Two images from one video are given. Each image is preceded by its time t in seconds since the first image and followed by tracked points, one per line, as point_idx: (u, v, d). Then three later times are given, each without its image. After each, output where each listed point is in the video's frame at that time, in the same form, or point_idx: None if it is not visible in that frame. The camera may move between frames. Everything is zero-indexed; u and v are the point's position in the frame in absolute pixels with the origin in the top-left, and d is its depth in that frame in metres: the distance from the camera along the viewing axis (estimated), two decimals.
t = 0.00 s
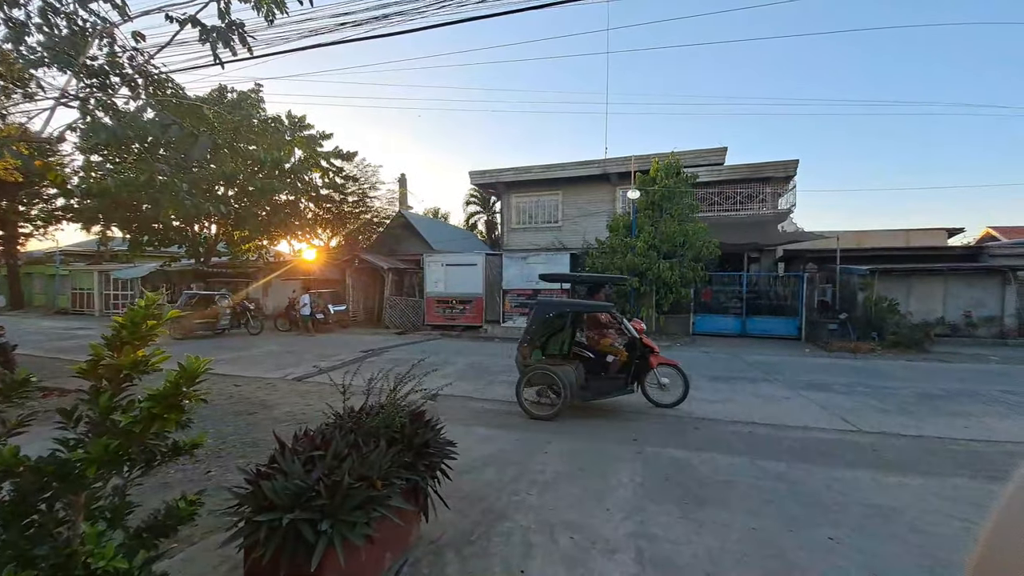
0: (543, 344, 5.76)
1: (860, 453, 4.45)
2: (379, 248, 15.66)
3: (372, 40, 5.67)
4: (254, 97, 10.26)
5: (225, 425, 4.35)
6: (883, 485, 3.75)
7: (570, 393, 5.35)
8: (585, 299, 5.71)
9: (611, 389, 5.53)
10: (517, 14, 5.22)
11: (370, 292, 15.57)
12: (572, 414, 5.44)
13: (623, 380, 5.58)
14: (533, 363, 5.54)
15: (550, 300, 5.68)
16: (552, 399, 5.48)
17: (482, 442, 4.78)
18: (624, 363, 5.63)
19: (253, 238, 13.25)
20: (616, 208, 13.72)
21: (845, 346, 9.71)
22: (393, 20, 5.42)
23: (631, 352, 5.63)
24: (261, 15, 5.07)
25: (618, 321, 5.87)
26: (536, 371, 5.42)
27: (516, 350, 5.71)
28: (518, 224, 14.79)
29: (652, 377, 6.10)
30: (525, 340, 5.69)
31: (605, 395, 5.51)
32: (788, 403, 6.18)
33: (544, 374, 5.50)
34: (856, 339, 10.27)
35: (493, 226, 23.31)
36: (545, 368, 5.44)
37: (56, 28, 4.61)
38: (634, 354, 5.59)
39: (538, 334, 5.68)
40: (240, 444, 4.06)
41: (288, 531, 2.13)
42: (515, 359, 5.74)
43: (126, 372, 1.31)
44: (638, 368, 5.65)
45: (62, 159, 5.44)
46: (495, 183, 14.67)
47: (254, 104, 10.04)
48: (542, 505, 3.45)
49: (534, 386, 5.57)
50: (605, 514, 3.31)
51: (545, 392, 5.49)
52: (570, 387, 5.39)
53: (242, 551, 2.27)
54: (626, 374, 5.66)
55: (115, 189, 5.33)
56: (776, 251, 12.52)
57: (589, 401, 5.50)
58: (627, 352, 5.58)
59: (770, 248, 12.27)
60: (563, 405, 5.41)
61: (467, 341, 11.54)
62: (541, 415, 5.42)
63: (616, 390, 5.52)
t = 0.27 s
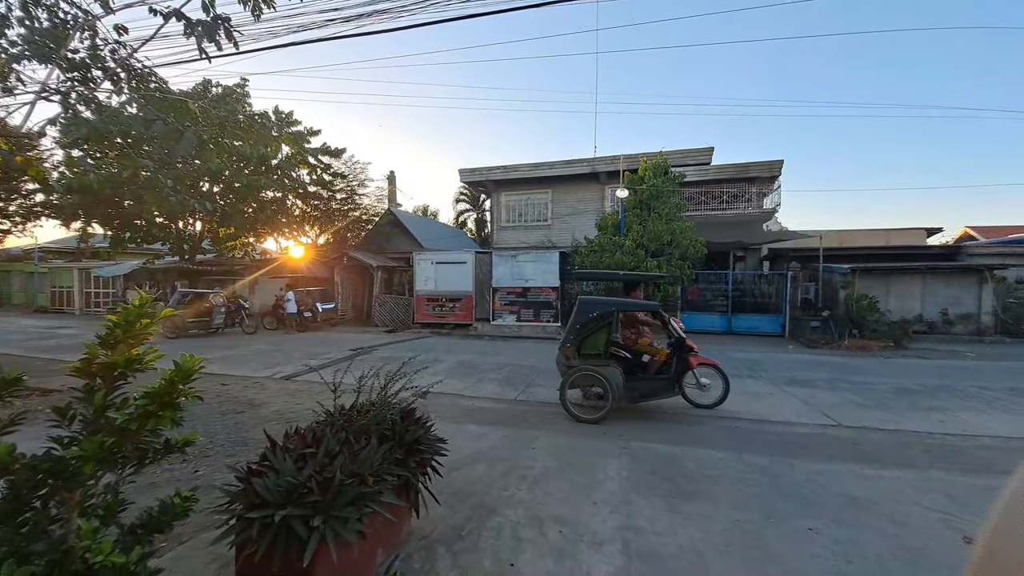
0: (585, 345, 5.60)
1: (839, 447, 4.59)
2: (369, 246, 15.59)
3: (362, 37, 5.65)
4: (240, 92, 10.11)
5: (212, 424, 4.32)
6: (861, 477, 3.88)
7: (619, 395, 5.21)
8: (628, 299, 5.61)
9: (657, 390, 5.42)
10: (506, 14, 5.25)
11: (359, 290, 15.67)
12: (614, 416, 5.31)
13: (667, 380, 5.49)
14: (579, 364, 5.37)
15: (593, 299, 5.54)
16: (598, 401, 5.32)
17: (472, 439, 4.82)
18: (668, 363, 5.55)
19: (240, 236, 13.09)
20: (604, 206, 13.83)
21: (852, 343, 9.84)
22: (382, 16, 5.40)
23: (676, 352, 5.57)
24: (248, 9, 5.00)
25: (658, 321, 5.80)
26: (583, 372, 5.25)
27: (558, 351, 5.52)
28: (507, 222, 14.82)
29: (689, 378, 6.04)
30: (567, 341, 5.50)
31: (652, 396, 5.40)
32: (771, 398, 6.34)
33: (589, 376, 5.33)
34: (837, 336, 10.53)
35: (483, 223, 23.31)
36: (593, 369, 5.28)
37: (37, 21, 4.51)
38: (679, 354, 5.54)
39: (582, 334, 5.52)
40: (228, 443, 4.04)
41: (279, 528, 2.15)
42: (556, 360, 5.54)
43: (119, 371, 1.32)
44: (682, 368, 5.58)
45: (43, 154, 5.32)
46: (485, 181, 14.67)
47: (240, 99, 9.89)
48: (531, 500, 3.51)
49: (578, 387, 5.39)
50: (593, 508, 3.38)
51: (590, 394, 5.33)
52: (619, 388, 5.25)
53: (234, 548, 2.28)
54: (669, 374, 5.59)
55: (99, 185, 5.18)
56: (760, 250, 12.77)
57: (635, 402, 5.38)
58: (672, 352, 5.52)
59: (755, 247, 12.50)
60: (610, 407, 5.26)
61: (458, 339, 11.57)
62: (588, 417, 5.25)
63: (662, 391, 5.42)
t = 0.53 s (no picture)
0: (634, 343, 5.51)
1: (820, 440, 4.76)
2: (360, 243, 15.54)
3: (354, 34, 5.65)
4: (228, 86, 9.97)
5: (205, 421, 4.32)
6: (842, 469, 4.04)
7: (671, 395, 5.09)
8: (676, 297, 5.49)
9: (707, 390, 5.30)
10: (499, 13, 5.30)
11: (350, 286, 15.69)
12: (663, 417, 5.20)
13: (715, 380, 5.36)
14: (629, 363, 5.27)
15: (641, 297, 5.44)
16: (647, 401, 5.21)
17: (464, 434, 4.89)
18: (717, 363, 5.41)
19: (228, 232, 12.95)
20: (595, 204, 13.95)
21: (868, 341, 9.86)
22: (374, 13, 5.38)
23: (726, 352, 5.40)
24: (237, 4, 4.96)
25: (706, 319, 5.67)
26: (633, 371, 5.15)
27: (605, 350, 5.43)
28: (499, 219, 14.86)
29: (731, 377, 5.98)
30: (615, 339, 5.42)
31: (702, 397, 5.27)
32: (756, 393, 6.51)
33: (639, 375, 5.22)
34: (821, 333, 10.80)
35: (474, 220, 23.31)
36: (643, 368, 5.17)
37: (21, 14, 4.43)
38: (729, 353, 5.38)
39: (630, 332, 5.43)
40: (221, 440, 4.05)
41: (279, 521, 2.20)
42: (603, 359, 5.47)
43: (130, 369, 1.49)
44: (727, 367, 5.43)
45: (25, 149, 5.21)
46: (476, 177, 14.68)
47: (228, 94, 9.76)
48: (523, 494, 3.59)
49: (628, 387, 5.28)
50: (583, 501, 3.48)
51: (639, 394, 5.22)
52: (670, 388, 5.12)
53: (233, 543, 2.33)
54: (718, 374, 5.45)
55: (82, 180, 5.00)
56: (747, 248, 13.00)
57: (685, 402, 5.26)
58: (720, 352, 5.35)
59: (742, 245, 12.72)
60: (661, 408, 5.14)
61: (449, 336, 11.62)
62: (639, 418, 5.15)
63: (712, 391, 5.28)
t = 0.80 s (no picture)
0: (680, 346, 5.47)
1: (806, 437, 4.89)
2: (352, 243, 15.49)
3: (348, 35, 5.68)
4: (217, 85, 9.87)
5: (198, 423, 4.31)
6: (827, 465, 4.16)
7: (721, 397, 5.03)
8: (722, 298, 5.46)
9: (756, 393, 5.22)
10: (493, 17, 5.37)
11: (342, 287, 15.68)
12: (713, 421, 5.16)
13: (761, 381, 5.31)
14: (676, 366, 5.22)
15: (687, 299, 5.43)
16: (697, 404, 5.14)
17: (459, 435, 4.93)
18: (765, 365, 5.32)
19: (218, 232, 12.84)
20: (587, 204, 14.05)
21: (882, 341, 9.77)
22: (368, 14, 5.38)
23: (774, 353, 5.30)
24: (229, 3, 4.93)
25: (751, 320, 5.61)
26: (681, 374, 5.10)
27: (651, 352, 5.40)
28: (491, 219, 14.89)
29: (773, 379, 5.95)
30: (662, 342, 5.38)
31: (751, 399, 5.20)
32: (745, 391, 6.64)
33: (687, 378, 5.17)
34: (808, 331, 11.01)
35: (467, 220, 23.31)
36: (692, 371, 5.12)
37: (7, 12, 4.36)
38: (778, 355, 5.27)
39: (676, 334, 5.41)
40: (215, 442, 4.05)
41: (279, 522, 2.23)
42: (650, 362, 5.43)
43: (142, 373, 1.61)
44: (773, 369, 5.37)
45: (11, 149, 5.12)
46: (468, 177, 14.70)
47: (217, 93, 9.67)
48: (518, 493, 3.65)
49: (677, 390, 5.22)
50: (577, 499, 3.55)
51: (688, 397, 5.16)
52: (720, 391, 5.06)
53: (233, 545, 2.36)
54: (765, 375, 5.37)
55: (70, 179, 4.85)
56: (736, 248, 13.19)
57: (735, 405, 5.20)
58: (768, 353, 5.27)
59: (731, 246, 12.91)
60: (712, 411, 5.08)
61: (442, 336, 11.64)
62: (690, 421, 5.09)
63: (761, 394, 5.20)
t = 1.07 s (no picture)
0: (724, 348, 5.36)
1: (795, 436, 4.95)
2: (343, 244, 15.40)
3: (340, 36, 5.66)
4: (206, 84, 9.76)
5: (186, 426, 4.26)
6: (815, 463, 4.22)
7: (771, 401, 4.97)
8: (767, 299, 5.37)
9: (802, 395, 5.18)
10: (485, 19, 5.38)
11: (334, 288, 15.57)
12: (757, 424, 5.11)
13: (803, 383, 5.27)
14: (724, 369, 5.10)
15: (733, 300, 5.30)
16: (745, 408, 5.06)
17: (451, 436, 4.93)
18: (809, 367, 5.29)
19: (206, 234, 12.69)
20: (579, 205, 14.11)
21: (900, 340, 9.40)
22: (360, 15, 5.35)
23: (819, 354, 5.27)
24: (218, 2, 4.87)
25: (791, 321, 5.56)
26: (732, 378, 4.99)
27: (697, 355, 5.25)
28: (483, 220, 14.90)
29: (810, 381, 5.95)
30: (707, 344, 5.24)
31: (798, 402, 5.15)
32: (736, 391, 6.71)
33: (736, 381, 5.07)
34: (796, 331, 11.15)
35: (459, 221, 23.30)
36: (741, 374, 5.02)
37: None
38: (824, 357, 5.23)
39: (722, 337, 5.28)
40: (204, 446, 4.00)
41: (270, 526, 2.22)
42: (694, 365, 5.29)
43: (130, 378, 1.60)
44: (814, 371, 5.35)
45: None
46: (461, 178, 14.69)
47: (206, 93, 9.57)
48: (510, 494, 3.66)
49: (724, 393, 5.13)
50: (569, 499, 3.56)
51: (737, 401, 5.07)
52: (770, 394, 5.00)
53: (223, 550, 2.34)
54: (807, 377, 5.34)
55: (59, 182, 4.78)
56: (726, 249, 13.33)
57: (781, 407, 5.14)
58: (814, 355, 5.23)
59: (722, 246, 13.04)
60: (761, 414, 5.02)
61: (434, 337, 11.63)
62: (739, 425, 5.01)
63: (808, 396, 5.16)
